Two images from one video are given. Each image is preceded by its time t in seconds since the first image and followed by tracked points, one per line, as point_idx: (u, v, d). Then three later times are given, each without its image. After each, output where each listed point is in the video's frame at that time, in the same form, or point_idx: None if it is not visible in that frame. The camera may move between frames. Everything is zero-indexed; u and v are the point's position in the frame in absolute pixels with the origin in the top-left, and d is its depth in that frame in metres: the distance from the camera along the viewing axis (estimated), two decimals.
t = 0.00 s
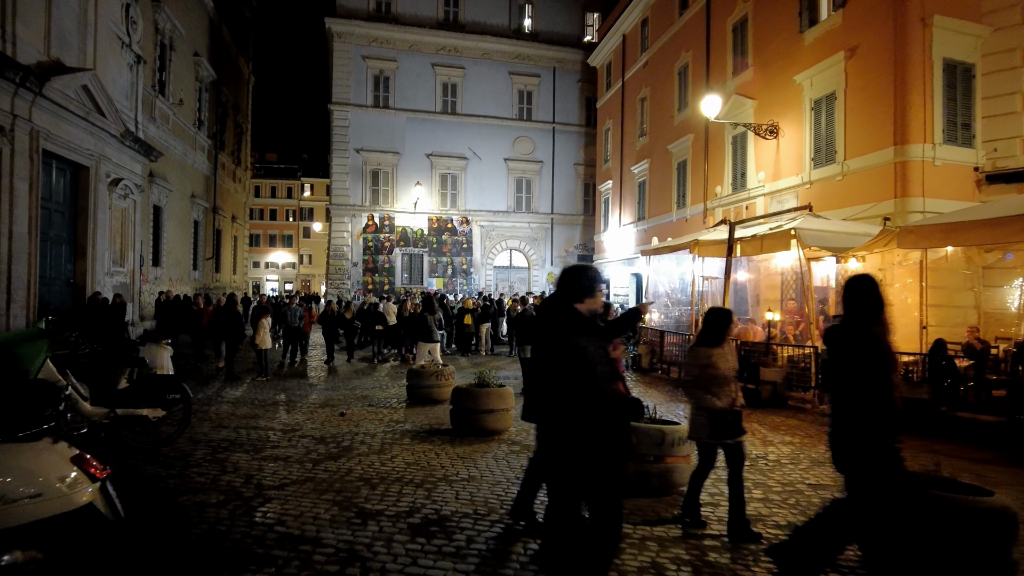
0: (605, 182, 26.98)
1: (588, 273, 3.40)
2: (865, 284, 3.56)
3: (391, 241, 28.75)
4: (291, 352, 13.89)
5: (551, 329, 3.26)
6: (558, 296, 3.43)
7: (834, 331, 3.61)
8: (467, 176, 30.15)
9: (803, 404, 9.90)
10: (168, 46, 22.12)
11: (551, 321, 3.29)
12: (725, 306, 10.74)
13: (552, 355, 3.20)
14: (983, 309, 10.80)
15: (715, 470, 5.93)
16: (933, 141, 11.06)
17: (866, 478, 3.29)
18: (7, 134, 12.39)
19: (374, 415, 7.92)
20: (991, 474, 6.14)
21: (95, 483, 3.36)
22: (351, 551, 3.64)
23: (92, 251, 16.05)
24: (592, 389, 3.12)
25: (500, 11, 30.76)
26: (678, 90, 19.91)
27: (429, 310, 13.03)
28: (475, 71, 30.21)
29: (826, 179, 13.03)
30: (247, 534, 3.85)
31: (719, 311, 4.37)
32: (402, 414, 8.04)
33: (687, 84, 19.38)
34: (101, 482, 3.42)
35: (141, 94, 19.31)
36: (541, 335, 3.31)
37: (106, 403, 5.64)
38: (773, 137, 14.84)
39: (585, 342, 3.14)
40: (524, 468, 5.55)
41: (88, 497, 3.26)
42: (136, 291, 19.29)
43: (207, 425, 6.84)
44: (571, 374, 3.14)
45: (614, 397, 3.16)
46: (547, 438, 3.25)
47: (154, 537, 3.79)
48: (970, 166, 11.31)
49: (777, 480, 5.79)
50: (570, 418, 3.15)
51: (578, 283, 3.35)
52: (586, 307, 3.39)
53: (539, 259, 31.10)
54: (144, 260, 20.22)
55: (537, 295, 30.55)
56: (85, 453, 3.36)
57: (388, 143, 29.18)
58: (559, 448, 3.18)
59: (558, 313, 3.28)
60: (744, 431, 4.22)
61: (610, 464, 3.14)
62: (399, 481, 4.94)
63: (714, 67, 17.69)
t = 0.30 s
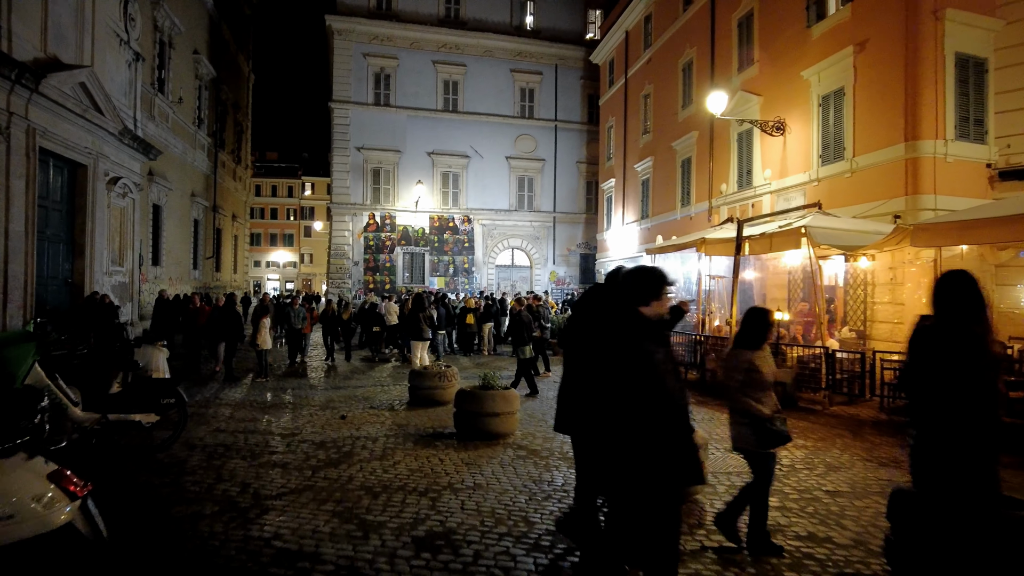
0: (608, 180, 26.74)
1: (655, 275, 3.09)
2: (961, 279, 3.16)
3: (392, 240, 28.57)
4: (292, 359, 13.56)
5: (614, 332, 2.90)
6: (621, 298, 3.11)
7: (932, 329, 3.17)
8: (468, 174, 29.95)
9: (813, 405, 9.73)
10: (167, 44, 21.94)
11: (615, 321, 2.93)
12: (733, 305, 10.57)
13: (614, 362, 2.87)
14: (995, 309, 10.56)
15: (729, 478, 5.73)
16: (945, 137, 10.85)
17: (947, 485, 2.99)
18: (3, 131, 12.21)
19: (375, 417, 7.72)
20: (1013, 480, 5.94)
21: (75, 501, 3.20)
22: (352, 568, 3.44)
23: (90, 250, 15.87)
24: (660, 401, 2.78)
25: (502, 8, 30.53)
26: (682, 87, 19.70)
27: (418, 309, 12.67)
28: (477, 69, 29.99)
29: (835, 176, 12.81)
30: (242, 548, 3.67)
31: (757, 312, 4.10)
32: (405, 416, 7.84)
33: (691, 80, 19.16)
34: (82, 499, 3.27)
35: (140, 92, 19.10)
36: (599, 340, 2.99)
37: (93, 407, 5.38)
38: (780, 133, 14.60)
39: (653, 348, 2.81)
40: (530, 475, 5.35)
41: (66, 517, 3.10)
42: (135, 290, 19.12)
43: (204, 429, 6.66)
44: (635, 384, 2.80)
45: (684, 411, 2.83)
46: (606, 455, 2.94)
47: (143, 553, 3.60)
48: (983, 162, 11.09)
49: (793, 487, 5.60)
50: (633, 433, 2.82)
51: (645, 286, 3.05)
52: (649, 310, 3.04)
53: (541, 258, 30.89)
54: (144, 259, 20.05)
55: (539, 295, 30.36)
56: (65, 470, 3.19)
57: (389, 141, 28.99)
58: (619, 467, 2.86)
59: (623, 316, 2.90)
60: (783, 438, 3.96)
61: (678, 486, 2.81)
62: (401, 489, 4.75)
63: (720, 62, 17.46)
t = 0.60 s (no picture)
0: (613, 180, 26.53)
1: (732, 281, 3.11)
2: None
3: (397, 240, 28.42)
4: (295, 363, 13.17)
5: (693, 337, 2.91)
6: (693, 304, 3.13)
7: None
8: (473, 174, 29.81)
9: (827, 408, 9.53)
10: (170, 43, 21.84)
11: (694, 326, 2.95)
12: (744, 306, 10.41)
13: (690, 369, 2.85)
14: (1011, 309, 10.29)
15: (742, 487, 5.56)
16: (960, 135, 10.63)
17: None
18: (4, 131, 12.09)
19: (379, 421, 7.57)
20: None
21: (59, 519, 3.08)
22: None
23: (92, 250, 15.74)
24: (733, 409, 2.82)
25: (506, 7, 30.37)
26: (688, 85, 19.51)
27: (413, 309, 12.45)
28: (481, 68, 29.83)
29: (845, 174, 12.61)
30: (240, 563, 3.50)
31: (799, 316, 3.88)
32: (409, 420, 7.68)
33: (697, 79, 18.97)
34: (67, 516, 3.14)
35: (142, 91, 18.99)
36: (676, 347, 2.95)
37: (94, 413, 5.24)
38: (788, 132, 14.40)
39: (731, 356, 2.86)
40: (539, 483, 5.19)
41: (49, 536, 2.96)
42: (137, 291, 19.00)
43: (204, 434, 6.50)
44: (710, 388, 2.81)
45: (754, 421, 2.88)
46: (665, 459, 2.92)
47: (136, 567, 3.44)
48: (998, 160, 10.88)
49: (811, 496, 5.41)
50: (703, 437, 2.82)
51: (724, 288, 3.05)
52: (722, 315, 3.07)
53: (546, 258, 30.67)
54: (146, 260, 19.91)
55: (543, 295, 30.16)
56: (47, 486, 3.07)
57: (393, 141, 28.85)
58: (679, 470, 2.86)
59: (704, 322, 2.94)
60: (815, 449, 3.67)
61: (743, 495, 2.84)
62: (406, 498, 4.59)
63: (727, 60, 17.26)
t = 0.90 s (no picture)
0: (620, 184, 26.34)
1: (837, 286, 2.57)
2: None
3: (402, 245, 28.30)
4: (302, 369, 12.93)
5: (790, 356, 2.45)
6: (783, 320, 2.65)
7: None
8: (478, 178, 29.68)
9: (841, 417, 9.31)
10: (175, 47, 21.78)
11: (787, 344, 2.50)
12: (756, 311, 10.22)
13: (786, 394, 2.40)
14: None
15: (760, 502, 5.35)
16: (977, 136, 10.40)
17: None
18: (6, 134, 11.99)
19: (384, 430, 7.38)
20: None
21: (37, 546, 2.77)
22: None
23: (96, 254, 15.64)
24: (846, 450, 2.29)
25: (511, 10, 30.28)
26: (696, 87, 19.33)
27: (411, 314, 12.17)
28: (486, 72, 29.73)
29: (858, 176, 12.39)
30: None
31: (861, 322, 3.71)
32: (415, 428, 7.49)
33: (705, 81, 18.79)
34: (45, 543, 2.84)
35: (147, 95, 18.93)
36: (771, 369, 2.50)
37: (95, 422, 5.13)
38: (799, 134, 14.20)
39: (835, 378, 2.35)
40: (551, 497, 4.99)
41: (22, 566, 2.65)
42: (142, 295, 18.91)
43: (204, 444, 6.32)
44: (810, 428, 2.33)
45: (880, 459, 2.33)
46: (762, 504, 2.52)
47: None
48: (1016, 161, 10.64)
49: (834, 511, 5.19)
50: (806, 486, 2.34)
51: (830, 298, 2.51)
52: (831, 335, 2.51)
53: (551, 263, 30.48)
54: (151, 264, 19.85)
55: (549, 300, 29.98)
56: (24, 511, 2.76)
57: (398, 145, 28.77)
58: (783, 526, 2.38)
59: (799, 339, 2.47)
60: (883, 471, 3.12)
61: (870, 555, 2.25)
62: (413, 513, 4.39)
63: (735, 62, 17.07)
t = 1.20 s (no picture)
0: (625, 190, 26.15)
1: (964, 288, 2.31)
2: None
3: (406, 251, 28.16)
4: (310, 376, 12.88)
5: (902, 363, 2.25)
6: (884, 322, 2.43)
7: None
8: (482, 184, 29.55)
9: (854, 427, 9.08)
10: (179, 54, 21.76)
11: (899, 349, 2.29)
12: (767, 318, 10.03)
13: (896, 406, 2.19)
14: None
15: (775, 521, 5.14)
16: (991, 140, 10.20)
17: None
18: (7, 140, 11.89)
19: (385, 441, 7.18)
20: None
21: None
22: None
23: (98, 260, 15.53)
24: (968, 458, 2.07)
25: (516, 16, 30.21)
26: (702, 92, 19.16)
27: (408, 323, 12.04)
28: (491, 77, 29.65)
29: (869, 181, 12.16)
30: None
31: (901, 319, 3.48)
32: (417, 439, 7.28)
33: (711, 86, 18.63)
34: None
35: (150, 101, 18.86)
36: (878, 377, 2.30)
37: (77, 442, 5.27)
38: (808, 139, 13.94)
39: (952, 394, 2.14)
40: (558, 513, 4.79)
41: None
42: (144, 302, 18.79)
43: (200, 456, 6.15)
44: (935, 433, 2.10)
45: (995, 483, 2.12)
46: (864, 518, 2.28)
47: None
48: None
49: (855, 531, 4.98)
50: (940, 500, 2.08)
51: (950, 299, 2.28)
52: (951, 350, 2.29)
53: (556, 269, 30.29)
54: (154, 271, 19.75)
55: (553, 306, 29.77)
56: None
57: (403, 151, 28.70)
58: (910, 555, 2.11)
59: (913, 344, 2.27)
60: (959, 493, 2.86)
61: None
62: (414, 532, 4.20)
63: (742, 66, 16.91)
